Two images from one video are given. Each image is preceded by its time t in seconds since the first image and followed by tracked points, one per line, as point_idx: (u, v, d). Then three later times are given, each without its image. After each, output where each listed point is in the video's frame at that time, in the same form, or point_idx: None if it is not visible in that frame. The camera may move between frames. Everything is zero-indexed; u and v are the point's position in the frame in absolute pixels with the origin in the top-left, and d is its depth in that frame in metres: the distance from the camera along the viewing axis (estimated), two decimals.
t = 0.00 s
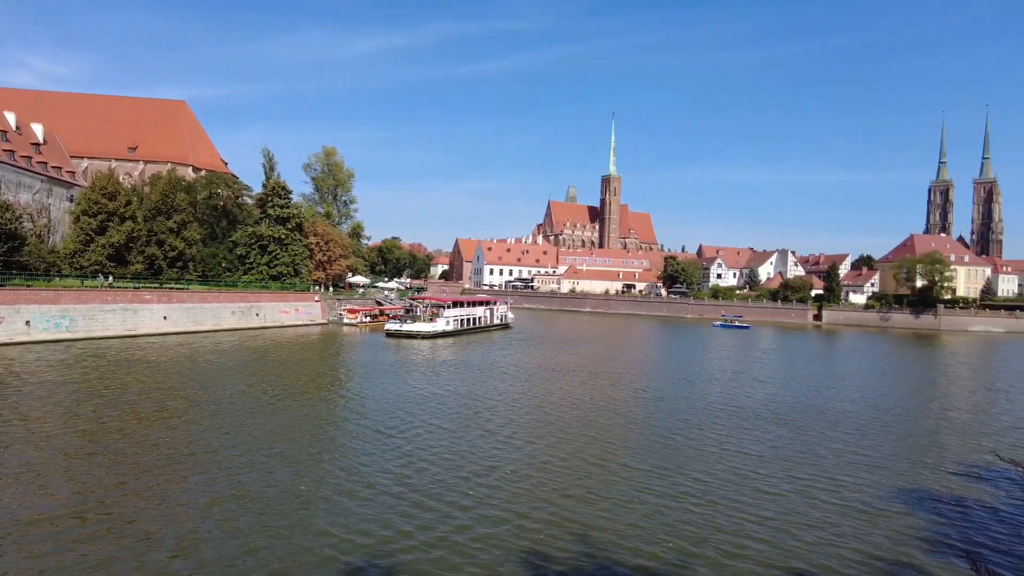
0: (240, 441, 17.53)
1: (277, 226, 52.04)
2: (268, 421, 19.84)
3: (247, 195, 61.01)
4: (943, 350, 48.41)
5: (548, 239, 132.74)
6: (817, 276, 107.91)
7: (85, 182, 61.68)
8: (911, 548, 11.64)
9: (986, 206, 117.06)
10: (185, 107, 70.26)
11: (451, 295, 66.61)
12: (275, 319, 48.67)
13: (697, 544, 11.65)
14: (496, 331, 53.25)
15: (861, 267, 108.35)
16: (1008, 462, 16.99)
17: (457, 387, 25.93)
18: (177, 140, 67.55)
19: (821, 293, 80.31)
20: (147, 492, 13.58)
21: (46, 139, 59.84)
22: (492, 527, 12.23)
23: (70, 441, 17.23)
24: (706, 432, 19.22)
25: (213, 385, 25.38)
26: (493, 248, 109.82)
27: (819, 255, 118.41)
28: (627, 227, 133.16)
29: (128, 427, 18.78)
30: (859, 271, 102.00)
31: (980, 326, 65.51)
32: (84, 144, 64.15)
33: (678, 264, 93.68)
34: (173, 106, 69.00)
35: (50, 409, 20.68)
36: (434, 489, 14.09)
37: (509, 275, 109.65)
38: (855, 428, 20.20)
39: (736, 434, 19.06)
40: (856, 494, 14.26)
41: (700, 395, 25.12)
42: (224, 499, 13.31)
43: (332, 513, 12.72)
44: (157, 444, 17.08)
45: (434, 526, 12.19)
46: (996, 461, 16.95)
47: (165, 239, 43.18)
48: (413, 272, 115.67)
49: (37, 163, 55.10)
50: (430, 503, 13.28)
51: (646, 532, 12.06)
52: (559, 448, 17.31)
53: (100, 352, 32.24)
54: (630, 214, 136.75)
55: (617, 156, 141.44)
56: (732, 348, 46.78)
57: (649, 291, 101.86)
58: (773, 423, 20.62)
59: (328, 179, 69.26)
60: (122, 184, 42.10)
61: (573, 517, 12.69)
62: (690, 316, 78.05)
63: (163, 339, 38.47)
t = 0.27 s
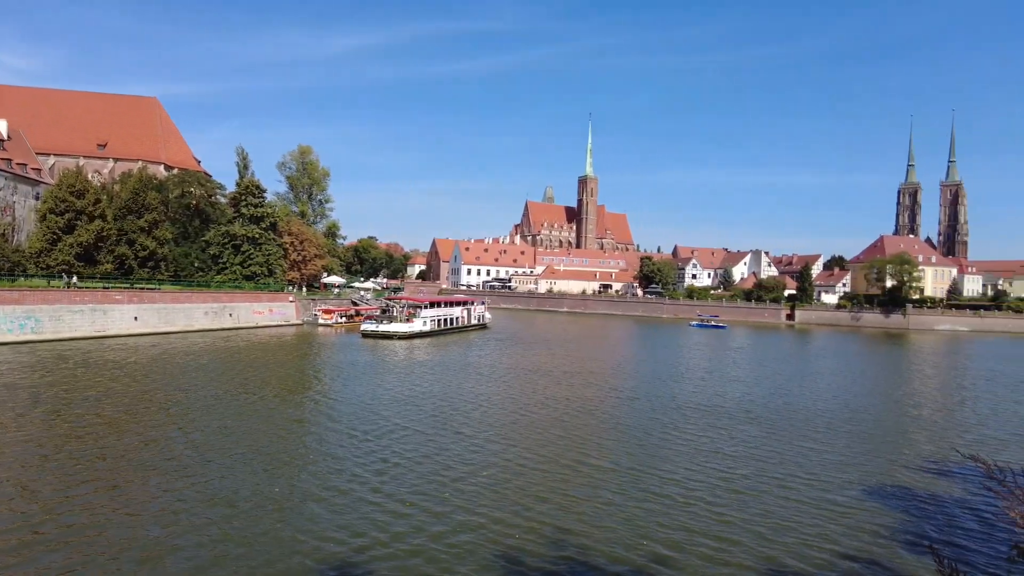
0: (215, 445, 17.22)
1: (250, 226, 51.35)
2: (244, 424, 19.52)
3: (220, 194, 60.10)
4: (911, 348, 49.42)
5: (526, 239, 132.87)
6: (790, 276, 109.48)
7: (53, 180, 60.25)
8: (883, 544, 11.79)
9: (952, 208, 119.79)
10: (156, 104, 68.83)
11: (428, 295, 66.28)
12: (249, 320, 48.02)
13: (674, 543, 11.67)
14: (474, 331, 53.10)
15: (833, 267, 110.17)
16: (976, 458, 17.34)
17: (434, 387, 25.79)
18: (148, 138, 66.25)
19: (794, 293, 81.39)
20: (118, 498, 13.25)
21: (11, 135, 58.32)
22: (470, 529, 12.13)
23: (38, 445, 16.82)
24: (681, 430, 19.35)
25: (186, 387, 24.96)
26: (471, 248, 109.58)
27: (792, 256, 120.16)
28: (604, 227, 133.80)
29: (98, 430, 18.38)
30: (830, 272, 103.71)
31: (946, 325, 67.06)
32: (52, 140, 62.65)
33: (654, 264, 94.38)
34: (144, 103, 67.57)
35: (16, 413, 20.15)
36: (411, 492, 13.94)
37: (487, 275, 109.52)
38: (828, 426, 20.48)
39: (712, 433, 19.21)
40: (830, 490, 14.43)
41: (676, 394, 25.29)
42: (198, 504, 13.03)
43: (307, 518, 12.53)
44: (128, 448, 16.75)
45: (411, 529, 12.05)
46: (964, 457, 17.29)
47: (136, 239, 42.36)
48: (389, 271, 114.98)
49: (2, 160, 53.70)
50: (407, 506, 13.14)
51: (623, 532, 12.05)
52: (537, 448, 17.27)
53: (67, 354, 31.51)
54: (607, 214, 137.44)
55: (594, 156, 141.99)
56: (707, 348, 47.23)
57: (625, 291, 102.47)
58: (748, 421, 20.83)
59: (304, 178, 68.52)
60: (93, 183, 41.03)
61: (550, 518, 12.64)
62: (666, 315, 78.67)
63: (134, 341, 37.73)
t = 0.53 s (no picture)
0: (187, 447, 16.61)
1: (224, 224, 50.32)
2: (218, 425, 18.91)
3: (193, 192, 58.88)
4: (883, 348, 50.08)
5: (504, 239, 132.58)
6: (764, 276, 110.72)
7: (18, 177, 58.53)
8: (871, 537, 11.67)
9: (921, 210, 122.24)
10: (127, 100, 67.11)
11: (404, 295, 65.60)
12: (222, 320, 47.03)
13: (661, 541, 11.42)
14: (451, 332, 52.62)
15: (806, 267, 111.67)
16: (952, 454, 17.43)
17: (412, 388, 25.36)
18: (119, 135, 64.66)
19: (769, 293, 82.20)
20: (86, 503, 12.62)
21: None
22: (451, 530, 11.76)
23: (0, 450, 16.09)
24: (660, 429, 19.19)
25: (157, 389, 24.21)
26: (448, 248, 108.96)
27: (766, 256, 121.55)
28: (582, 228, 134.07)
29: (63, 434, 17.66)
30: (804, 272, 105.09)
31: (916, 324, 68.29)
32: (17, 137, 60.86)
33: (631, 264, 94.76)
34: (115, 99, 65.82)
35: None
36: (390, 493, 13.53)
37: (465, 275, 108.99)
38: (807, 423, 20.47)
39: (693, 431, 19.07)
40: (814, 486, 14.32)
41: (654, 393, 25.13)
42: (170, 509, 12.47)
43: (282, 522, 12.04)
44: (96, 451, 16.12)
45: (391, 531, 11.65)
46: (942, 453, 17.37)
47: (106, 237, 41.24)
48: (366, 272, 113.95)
49: None
50: (385, 508, 12.72)
51: (609, 531, 11.79)
52: (518, 448, 16.95)
53: (32, 356, 30.48)
54: (584, 215, 137.75)
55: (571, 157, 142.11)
56: (684, 347, 47.40)
57: (603, 291, 102.73)
58: (728, 420, 20.74)
59: (278, 176, 67.47)
60: (58, 178, 40.14)
61: (534, 518, 12.33)
62: (643, 315, 78.97)
63: (102, 342, 36.67)
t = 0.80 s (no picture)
0: (160, 451, 16.23)
1: (198, 224, 49.47)
2: (191, 429, 18.53)
3: (165, 190, 57.85)
4: (854, 347, 50.93)
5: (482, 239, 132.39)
6: (740, 277, 112.04)
7: None
8: (846, 532, 11.77)
9: (891, 212, 124.67)
10: (98, 97, 65.66)
11: (381, 296, 65.17)
12: (196, 321, 46.25)
13: (638, 541, 11.40)
14: (428, 332, 52.39)
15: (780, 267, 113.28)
16: (920, 450, 17.77)
17: (389, 388, 25.15)
18: (89, 132, 63.26)
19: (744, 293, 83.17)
20: (52, 511, 12.23)
21: None
22: (426, 532, 11.62)
23: None
24: (637, 428, 19.28)
25: (129, 391, 23.70)
26: (426, 248, 108.46)
27: (741, 257, 123.02)
28: (560, 228, 134.40)
29: (30, 438, 17.21)
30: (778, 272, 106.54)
31: (886, 323, 69.67)
32: None
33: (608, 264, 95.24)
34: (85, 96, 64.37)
35: None
36: (366, 496, 13.35)
37: (443, 275, 108.59)
38: (781, 422, 20.69)
39: (671, 431, 19.14)
40: (789, 484, 14.43)
41: (630, 393, 25.24)
42: (141, 515, 12.15)
43: (255, 526, 11.80)
44: (65, 456, 15.72)
45: (365, 534, 11.48)
46: (912, 450, 17.65)
47: (75, 237, 40.31)
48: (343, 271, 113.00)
49: None
50: (361, 510, 12.53)
51: (586, 531, 11.74)
52: (496, 448, 16.89)
53: None
54: (563, 215, 138.12)
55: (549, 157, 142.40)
56: (661, 347, 47.75)
57: (580, 291, 103.09)
58: (704, 419, 20.87)
59: (253, 175, 66.60)
60: (25, 175, 39.20)
61: (511, 517, 12.32)
62: (620, 314, 79.42)
63: (71, 343, 35.84)
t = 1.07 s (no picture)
0: (133, 455, 15.93)
1: (171, 222, 48.62)
2: (165, 431, 18.19)
3: (137, 188, 56.77)
4: (827, 346, 51.74)
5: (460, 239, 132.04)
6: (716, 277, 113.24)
7: None
8: (818, 528, 11.97)
9: (863, 213, 126.88)
10: (67, 92, 64.18)
11: (358, 296, 64.66)
12: (168, 321, 45.45)
13: (614, 540, 11.48)
14: (406, 332, 52.10)
15: (756, 267, 114.57)
16: (890, 447, 18.07)
17: (365, 389, 25.05)
18: (57, 128, 61.81)
19: (720, 293, 84.07)
20: (22, 518, 11.94)
21: None
22: (404, 535, 11.56)
23: None
24: (613, 428, 19.35)
25: (98, 394, 23.19)
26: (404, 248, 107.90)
27: (717, 257, 124.34)
28: (538, 228, 134.59)
29: None
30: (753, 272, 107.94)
31: (858, 322, 70.96)
32: None
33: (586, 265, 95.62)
34: (53, 91, 62.87)
35: None
36: (343, 498, 13.24)
37: (420, 275, 108.08)
38: (755, 421, 20.91)
39: (648, 429, 19.29)
40: (763, 481, 14.62)
41: (607, 393, 25.32)
42: (112, 522, 11.90)
43: (231, 530, 11.64)
44: (32, 461, 15.33)
45: (341, 537, 11.39)
46: (880, 446, 18.03)
47: (43, 235, 39.41)
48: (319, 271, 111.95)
49: None
50: (338, 513, 12.45)
51: (563, 530, 11.80)
52: (473, 449, 16.84)
53: None
54: (541, 215, 138.27)
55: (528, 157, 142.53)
56: (638, 347, 48.07)
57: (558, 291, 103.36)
58: (679, 418, 21.10)
59: (228, 173, 65.68)
60: None
61: (487, 518, 12.30)
62: (598, 314, 79.78)
63: (38, 344, 35.01)
